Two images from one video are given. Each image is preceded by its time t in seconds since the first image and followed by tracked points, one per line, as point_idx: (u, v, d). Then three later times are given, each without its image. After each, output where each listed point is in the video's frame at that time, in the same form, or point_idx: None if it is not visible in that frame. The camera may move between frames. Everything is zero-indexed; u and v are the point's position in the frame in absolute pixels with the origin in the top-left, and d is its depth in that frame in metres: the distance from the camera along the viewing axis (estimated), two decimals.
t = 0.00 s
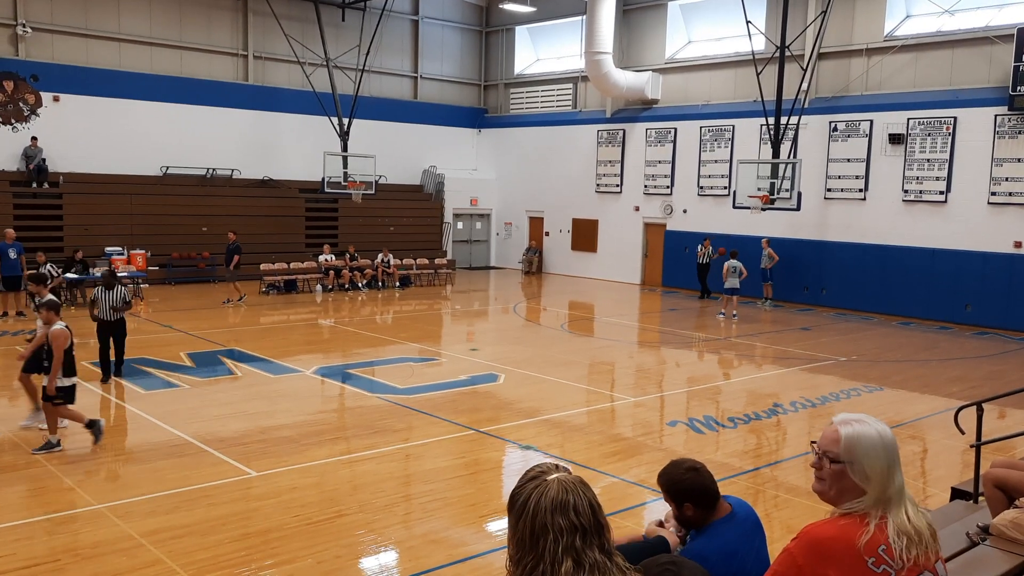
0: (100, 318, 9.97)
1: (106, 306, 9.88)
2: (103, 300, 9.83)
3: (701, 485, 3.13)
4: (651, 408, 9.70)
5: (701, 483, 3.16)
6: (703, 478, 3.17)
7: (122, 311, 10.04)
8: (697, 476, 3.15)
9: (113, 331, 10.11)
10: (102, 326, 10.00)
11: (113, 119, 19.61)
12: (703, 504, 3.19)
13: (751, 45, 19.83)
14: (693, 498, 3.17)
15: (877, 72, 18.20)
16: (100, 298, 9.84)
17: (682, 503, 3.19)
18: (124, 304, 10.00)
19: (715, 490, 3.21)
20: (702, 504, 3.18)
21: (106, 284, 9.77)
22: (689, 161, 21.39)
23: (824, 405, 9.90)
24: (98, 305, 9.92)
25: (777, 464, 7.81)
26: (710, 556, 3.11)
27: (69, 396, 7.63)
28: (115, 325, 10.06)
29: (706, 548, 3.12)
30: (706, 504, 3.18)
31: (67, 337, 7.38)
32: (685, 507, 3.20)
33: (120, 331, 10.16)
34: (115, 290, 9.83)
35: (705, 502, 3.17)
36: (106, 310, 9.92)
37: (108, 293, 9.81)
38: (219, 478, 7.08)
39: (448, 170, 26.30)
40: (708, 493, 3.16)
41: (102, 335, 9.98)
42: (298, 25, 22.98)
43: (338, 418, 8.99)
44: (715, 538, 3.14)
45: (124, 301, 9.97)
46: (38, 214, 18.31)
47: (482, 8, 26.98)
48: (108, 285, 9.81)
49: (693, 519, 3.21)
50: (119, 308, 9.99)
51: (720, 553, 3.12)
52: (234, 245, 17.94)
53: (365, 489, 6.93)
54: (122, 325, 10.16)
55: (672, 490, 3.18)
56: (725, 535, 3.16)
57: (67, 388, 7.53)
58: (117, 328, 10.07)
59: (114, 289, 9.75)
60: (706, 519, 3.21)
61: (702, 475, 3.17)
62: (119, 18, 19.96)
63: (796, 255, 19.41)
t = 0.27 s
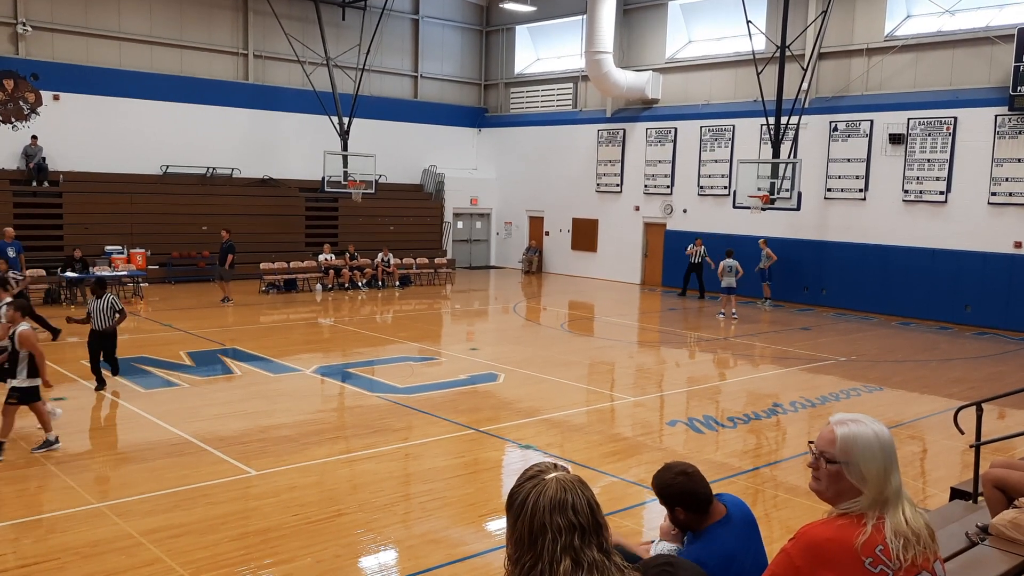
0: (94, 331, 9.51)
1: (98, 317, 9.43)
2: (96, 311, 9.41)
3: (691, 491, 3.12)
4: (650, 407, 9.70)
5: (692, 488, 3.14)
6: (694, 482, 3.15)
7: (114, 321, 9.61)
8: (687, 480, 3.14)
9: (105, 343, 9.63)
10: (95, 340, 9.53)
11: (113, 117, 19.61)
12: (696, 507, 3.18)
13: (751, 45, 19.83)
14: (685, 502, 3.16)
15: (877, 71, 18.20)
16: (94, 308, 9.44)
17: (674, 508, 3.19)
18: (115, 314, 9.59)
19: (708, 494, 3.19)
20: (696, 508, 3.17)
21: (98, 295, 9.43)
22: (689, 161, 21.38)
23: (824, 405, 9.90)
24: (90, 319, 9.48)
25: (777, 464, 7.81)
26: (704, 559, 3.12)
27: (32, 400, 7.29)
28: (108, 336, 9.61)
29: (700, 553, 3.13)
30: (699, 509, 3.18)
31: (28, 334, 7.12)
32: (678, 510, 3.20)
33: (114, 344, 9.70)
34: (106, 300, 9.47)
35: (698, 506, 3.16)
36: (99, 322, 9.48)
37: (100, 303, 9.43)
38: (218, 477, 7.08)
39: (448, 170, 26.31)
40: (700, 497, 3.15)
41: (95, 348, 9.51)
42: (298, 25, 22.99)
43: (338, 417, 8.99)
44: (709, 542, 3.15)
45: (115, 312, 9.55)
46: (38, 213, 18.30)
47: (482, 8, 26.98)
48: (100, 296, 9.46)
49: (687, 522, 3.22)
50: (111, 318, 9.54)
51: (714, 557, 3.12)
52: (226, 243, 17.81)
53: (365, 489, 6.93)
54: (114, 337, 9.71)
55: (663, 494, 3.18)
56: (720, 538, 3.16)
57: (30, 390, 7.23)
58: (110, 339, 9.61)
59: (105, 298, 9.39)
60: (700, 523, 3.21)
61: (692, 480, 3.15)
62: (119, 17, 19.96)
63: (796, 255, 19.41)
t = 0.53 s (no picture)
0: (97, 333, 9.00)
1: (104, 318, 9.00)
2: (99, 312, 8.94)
3: (683, 495, 3.09)
4: (650, 407, 9.70)
5: (683, 492, 3.12)
6: (684, 486, 3.12)
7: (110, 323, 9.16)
8: (678, 485, 3.11)
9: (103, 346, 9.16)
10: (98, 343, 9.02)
11: (113, 117, 19.61)
12: (689, 510, 3.16)
13: (751, 45, 19.83)
14: (676, 506, 3.14)
15: (877, 71, 18.20)
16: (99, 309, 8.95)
17: (666, 511, 3.18)
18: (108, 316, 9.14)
19: (699, 497, 3.17)
20: (689, 510, 3.16)
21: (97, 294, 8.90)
22: (689, 161, 21.37)
23: (824, 404, 9.90)
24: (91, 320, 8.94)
25: (777, 463, 7.81)
26: (698, 562, 3.12)
27: None
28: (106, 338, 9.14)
29: (695, 555, 3.13)
30: (691, 511, 3.16)
31: None
32: (670, 513, 3.19)
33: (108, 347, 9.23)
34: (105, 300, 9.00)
35: (690, 509, 3.14)
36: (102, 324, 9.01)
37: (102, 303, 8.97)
38: (218, 477, 7.09)
39: (448, 169, 26.31)
40: (692, 500, 3.13)
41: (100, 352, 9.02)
42: (298, 25, 22.99)
43: (338, 417, 8.98)
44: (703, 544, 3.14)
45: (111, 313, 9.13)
46: (38, 213, 18.31)
47: (482, 7, 26.97)
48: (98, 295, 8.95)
49: (681, 524, 3.21)
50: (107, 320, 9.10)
51: (709, 558, 3.12)
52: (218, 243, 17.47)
53: (365, 488, 6.93)
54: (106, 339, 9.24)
55: (654, 499, 3.16)
56: (713, 539, 3.16)
57: None
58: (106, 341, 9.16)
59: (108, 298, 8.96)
60: (694, 524, 3.20)
61: (683, 484, 3.12)
62: (119, 17, 19.97)
63: (796, 255, 19.41)
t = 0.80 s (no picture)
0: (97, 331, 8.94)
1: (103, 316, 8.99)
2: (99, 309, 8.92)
3: (684, 494, 3.10)
4: (651, 407, 9.69)
5: (684, 491, 3.13)
6: (685, 486, 3.13)
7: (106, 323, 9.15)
8: (678, 484, 3.12)
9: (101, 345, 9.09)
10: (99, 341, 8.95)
11: (113, 118, 19.62)
12: (690, 509, 3.17)
13: (751, 45, 19.83)
14: (677, 505, 3.16)
15: (878, 70, 18.20)
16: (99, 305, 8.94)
17: (668, 509, 3.18)
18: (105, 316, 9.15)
19: (700, 496, 3.18)
20: (690, 509, 3.17)
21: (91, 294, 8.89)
22: (690, 161, 21.37)
23: (825, 404, 9.90)
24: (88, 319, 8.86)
25: (777, 463, 7.81)
26: (697, 562, 3.13)
27: None
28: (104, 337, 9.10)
29: (695, 554, 3.14)
30: (691, 511, 3.17)
31: None
32: (672, 513, 3.20)
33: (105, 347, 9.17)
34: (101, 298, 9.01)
35: (691, 508, 3.15)
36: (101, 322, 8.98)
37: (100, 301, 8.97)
38: (219, 477, 7.09)
39: (449, 169, 26.31)
40: (693, 499, 3.14)
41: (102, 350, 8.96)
42: (298, 25, 23.00)
43: (338, 417, 8.99)
44: (704, 543, 3.15)
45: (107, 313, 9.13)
46: (38, 213, 18.31)
47: (482, 7, 26.97)
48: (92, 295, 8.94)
49: (682, 524, 3.22)
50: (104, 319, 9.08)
51: (710, 558, 3.13)
52: (209, 243, 17.33)
53: (366, 488, 6.93)
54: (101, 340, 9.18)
55: (655, 498, 3.17)
56: (714, 539, 3.17)
57: None
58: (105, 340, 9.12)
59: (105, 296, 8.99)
60: (694, 523, 3.21)
61: (684, 483, 3.13)
62: (120, 17, 19.98)
63: (796, 255, 19.41)
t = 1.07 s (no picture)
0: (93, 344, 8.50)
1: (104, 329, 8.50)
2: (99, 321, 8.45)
3: (685, 492, 3.12)
4: (652, 407, 9.69)
5: (685, 490, 3.15)
6: (687, 485, 3.15)
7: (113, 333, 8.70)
8: (680, 482, 3.14)
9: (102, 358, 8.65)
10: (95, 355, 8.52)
11: (114, 118, 19.62)
12: (691, 508, 3.18)
13: (752, 44, 19.82)
14: (679, 504, 3.17)
15: (879, 70, 18.18)
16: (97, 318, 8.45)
17: (670, 509, 3.19)
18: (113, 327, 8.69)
19: (702, 496, 3.19)
20: (692, 509, 3.18)
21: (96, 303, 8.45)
22: (691, 160, 21.37)
23: (826, 403, 9.90)
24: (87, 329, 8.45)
25: (779, 462, 7.81)
26: (699, 561, 3.12)
27: None
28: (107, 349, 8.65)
29: (697, 553, 3.13)
30: (693, 510, 3.18)
31: None
32: (674, 512, 3.21)
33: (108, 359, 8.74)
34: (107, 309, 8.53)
35: (693, 507, 3.16)
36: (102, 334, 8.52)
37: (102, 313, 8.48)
38: (221, 477, 7.09)
39: (450, 169, 26.31)
40: (694, 498, 3.15)
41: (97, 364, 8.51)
42: (299, 25, 23.00)
43: (340, 417, 8.99)
44: (707, 543, 3.15)
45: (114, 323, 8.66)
46: (40, 213, 18.32)
47: (483, 7, 26.96)
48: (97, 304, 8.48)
49: (685, 524, 3.22)
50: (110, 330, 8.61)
51: (711, 556, 3.12)
52: (204, 244, 17.53)
53: (367, 488, 6.93)
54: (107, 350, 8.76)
55: (656, 496, 3.19)
56: (716, 538, 3.16)
57: None
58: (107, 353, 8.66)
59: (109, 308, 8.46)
60: (697, 523, 3.21)
61: (685, 481, 3.15)
62: (121, 17, 19.98)
63: (797, 254, 19.40)
